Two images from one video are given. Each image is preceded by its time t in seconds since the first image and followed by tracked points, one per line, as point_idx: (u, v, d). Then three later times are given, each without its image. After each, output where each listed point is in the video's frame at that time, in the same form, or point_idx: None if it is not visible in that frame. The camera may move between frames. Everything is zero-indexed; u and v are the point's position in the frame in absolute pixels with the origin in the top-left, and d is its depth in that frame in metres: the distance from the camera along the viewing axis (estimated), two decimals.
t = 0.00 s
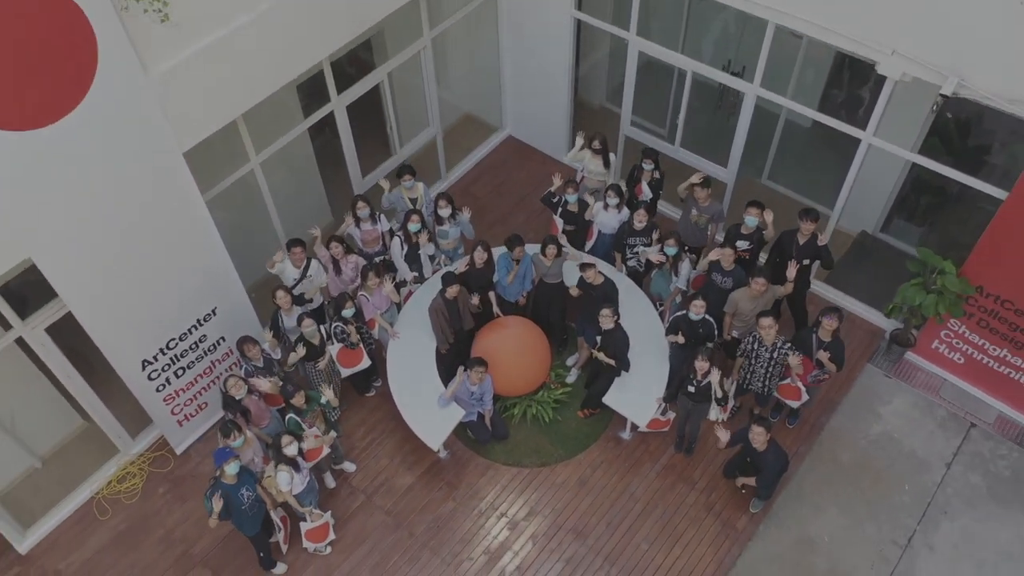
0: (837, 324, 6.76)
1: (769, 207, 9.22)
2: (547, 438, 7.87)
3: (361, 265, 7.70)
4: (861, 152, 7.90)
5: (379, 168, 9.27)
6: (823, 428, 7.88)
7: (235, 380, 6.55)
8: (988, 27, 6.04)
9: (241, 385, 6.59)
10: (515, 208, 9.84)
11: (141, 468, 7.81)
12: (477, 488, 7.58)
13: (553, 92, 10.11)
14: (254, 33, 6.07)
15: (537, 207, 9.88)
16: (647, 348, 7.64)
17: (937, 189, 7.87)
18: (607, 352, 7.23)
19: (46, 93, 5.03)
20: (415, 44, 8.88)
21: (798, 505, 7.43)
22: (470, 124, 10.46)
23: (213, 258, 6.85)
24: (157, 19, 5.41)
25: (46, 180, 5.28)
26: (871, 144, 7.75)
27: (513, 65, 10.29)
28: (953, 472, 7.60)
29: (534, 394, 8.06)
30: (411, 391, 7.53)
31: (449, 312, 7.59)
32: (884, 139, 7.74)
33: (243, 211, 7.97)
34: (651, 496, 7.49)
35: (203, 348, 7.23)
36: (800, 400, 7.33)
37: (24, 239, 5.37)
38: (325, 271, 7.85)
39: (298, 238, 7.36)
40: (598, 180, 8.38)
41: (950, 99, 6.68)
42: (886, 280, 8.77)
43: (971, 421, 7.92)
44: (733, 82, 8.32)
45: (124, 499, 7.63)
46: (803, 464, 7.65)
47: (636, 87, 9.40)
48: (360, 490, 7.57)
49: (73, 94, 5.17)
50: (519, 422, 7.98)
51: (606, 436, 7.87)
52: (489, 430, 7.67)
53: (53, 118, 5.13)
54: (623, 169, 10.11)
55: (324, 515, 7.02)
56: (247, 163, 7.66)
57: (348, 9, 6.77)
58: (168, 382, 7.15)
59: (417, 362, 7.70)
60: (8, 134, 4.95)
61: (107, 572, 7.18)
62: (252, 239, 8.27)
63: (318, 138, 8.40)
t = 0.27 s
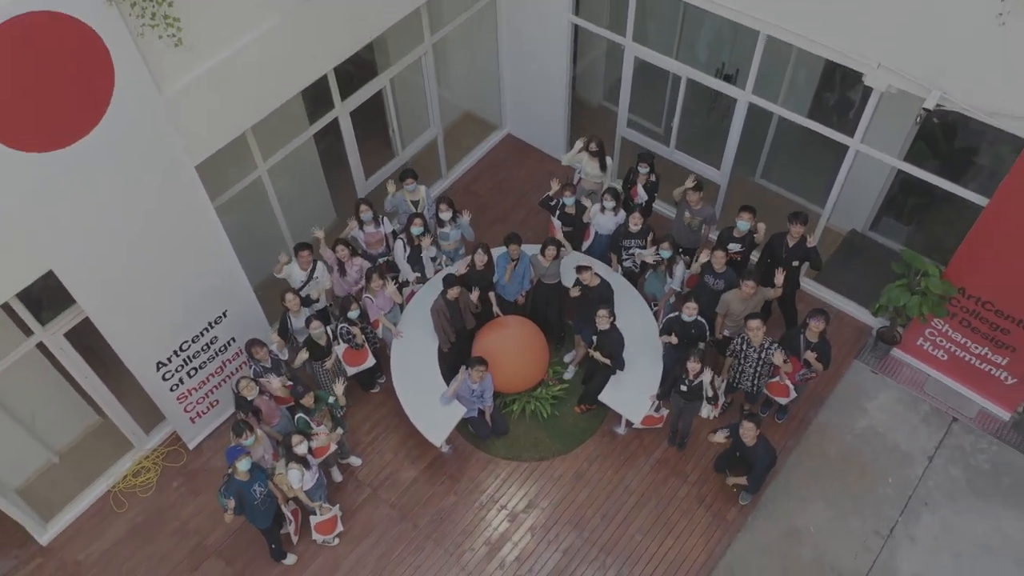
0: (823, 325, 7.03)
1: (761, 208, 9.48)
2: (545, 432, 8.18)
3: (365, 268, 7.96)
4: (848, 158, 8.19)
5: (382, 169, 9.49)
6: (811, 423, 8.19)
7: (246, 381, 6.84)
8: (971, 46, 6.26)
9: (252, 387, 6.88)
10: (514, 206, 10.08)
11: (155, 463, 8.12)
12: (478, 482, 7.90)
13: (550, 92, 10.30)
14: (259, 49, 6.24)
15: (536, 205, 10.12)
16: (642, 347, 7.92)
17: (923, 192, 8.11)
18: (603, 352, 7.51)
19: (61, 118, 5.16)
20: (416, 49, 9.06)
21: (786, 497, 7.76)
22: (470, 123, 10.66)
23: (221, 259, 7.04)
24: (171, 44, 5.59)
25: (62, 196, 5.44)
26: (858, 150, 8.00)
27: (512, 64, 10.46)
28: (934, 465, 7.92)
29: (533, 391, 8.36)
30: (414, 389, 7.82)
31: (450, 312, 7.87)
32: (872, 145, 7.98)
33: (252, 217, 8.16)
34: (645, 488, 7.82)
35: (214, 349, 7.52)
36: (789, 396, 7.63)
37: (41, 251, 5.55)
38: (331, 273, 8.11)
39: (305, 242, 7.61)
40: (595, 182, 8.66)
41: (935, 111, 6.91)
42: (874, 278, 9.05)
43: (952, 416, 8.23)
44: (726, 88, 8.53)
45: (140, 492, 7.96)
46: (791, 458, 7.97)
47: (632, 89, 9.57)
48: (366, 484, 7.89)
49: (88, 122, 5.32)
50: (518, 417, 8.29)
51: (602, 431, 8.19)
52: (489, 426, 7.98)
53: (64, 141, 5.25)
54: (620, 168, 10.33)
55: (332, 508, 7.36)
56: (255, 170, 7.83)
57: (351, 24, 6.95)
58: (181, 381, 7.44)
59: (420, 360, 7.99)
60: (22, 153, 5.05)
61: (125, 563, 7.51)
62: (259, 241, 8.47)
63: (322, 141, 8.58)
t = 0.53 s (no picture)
0: (810, 327, 7.33)
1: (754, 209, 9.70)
2: (544, 427, 8.51)
3: (369, 270, 8.23)
4: (836, 166, 8.41)
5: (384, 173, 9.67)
6: (799, 418, 8.52)
7: (258, 382, 7.15)
8: (953, 64, 6.49)
9: (263, 387, 7.19)
10: (514, 206, 10.33)
11: (169, 457, 8.47)
12: (479, 475, 8.24)
13: (548, 95, 10.47)
14: (266, 67, 6.46)
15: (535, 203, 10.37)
16: (636, 346, 8.22)
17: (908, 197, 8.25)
18: (599, 352, 7.83)
19: (79, 142, 5.42)
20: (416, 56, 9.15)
21: (774, 490, 8.10)
22: (469, 124, 10.84)
23: (225, 255, 7.16)
24: (183, 66, 5.81)
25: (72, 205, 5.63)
26: (846, 157, 8.19)
27: (510, 64, 10.58)
28: (917, 458, 8.26)
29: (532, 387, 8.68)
30: (417, 387, 8.14)
31: (452, 313, 8.17)
32: (860, 151, 8.10)
33: (258, 224, 8.35)
34: (639, 481, 8.16)
35: (225, 349, 7.82)
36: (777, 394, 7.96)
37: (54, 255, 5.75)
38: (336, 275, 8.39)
39: (311, 246, 7.88)
40: (592, 184, 8.92)
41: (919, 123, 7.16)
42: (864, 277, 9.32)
43: (936, 411, 8.55)
44: (719, 95, 8.75)
45: (155, 486, 8.31)
46: (779, 452, 8.31)
47: (628, 90, 9.75)
48: (371, 477, 8.23)
49: (101, 150, 5.58)
50: (518, 413, 8.61)
51: (599, 426, 8.51)
52: (489, 422, 8.31)
53: (80, 163, 5.51)
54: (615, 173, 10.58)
55: (340, 501, 7.70)
56: (262, 178, 7.97)
57: (355, 38, 7.16)
58: (194, 381, 7.75)
59: (423, 359, 8.29)
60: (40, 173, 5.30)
61: (142, 554, 7.88)
62: (267, 246, 8.67)
63: (326, 145, 8.68)
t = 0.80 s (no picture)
0: (799, 329, 7.64)
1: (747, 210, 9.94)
2: (543, 422, 8.86)
3: (374, 272, 8.53)
4: (825, 172, 8.68)
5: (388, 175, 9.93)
6: (788, 414, 8.87)
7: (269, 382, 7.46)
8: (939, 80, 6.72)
9: (274, 387, 7.50)
10: (514, 206, 10.61)
11: (183, 452, 8.83)
12: (481, 469, 8.60)
13: (547, 96, 10.68)
14: (274, 83, 6.70)
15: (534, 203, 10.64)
16: (632, 345, 8.53)
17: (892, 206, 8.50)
18: (595, 351, 8.16)
19: (101, 161, 5.70)
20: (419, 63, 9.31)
21: (763, 483, 8.46)
22: (470, 125, 11.08)
23: (237, 262, 7.50)
24: (199, 88, 6.09)
25: (92, 216, 5.88)
26: (834, 164, 8.47)
27: (509, 64, 10.77)
28: (900, 452, 8.61)
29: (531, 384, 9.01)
30: (421, 384, 8.48)
31: (454, 314, 8.48)
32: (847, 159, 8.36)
33: (267, 230, 8.59)
34: (634, 475, 8.52)
35: (237, 349, 8.15)
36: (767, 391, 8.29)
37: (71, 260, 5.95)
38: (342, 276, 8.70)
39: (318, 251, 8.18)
40: (590, 187, 9.19)
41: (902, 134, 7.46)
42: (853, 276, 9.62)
43: (920, 406, 8.90)
44: (713, 101, 9.00)
45: (170, 479, 8.68)
46: (769, 447, 8.66)
47: (625, 92, 9.96)
48: (377, 471, 8.59)
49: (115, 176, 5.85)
50: (518, 409, 8.95)
51: (595, 421, 8.86)
52: (491, 418, 8.62)
53: (102, 181, 5.79)
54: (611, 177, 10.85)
55: (348, 494, 8.06)
56: (271, 186, 8.16)
57: (360, 53, 7.41)
58: (207, 380, 8.09)
59: (426, 358, 8.62)
60: (65, 192, 5.58)
61: (160, 545, 8.27)
62: (275, 248, 8.93)
63: (332, 151, 8.90)
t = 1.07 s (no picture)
0: (786, 330, 7.98)
1: (740, 211, 10.25)
2: (542, 417, 9.23)
3: (379, 273, 8.85)
4: (813, 178, 9.02)
5: (393, 177, 10.22)
6: (778, 409, 9.24)
7: (280, 382, 7.79)
8: (921, 96, 7.00)
9: (285, 386, 7.83)
10: (514, 205, 10.91)
11: (197, 446, 9.21)
12: (482, 461, 8.98)
13: (547, 98, 10.94)
14: (282, 99, 7.00)
15: (534, 202, 10.95)
16: (628, 344, 8.88)
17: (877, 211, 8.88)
18: (592, 351, 8.50)
19: (122, 179, 6.00)
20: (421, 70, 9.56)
21: (753, 475, 8.84)
22: (471, 126, 11.36)
23: (253, 269, 7.83)
24: (213, 108, 6.40)
25: (113, 229, 6.18)
26: (822, 171, 8.80)
27: (510, 67, 11.01)
28: (884, 445, 8.99)
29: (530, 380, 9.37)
30: (425, 382, 8.84)
31: (456, 314, 8.83)
32: (834, 166, 8.70)
33: (276, 233, 8.89)
34: (630, 467, 8.90)
35: (249, 348, 8.50)
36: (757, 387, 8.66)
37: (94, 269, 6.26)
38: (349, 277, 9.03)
39: (325, 254, 8.49)
40: (588, 190, 9.50)
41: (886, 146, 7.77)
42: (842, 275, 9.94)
43: (904, 401, 9.27)
44: (707, 108, 9.29)
45: (186, 472, 9.07)
46: (758, 440, 9.04)
47: (622, 96, 10.22)
48: (383, 464, 8.97)
49: (133, 192, 6.13)
50: (518, 404, 9.32)
51: (592, 416, 9.23)
52: (492, 413, 8.99)
53: (123, 197, 6.09)
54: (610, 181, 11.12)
55: (356, 487, 8.44)
56: (280, 192, 8.45)
57: (365, 67, 7.69)
58: (220, 378, 8.45)
59: (430, 356, 8.98)
60: (80, 205, 5.82)
61: (177, 534, 8.67)
62: (284, 250, 9.24)
63: (338, 155, 9.19)
